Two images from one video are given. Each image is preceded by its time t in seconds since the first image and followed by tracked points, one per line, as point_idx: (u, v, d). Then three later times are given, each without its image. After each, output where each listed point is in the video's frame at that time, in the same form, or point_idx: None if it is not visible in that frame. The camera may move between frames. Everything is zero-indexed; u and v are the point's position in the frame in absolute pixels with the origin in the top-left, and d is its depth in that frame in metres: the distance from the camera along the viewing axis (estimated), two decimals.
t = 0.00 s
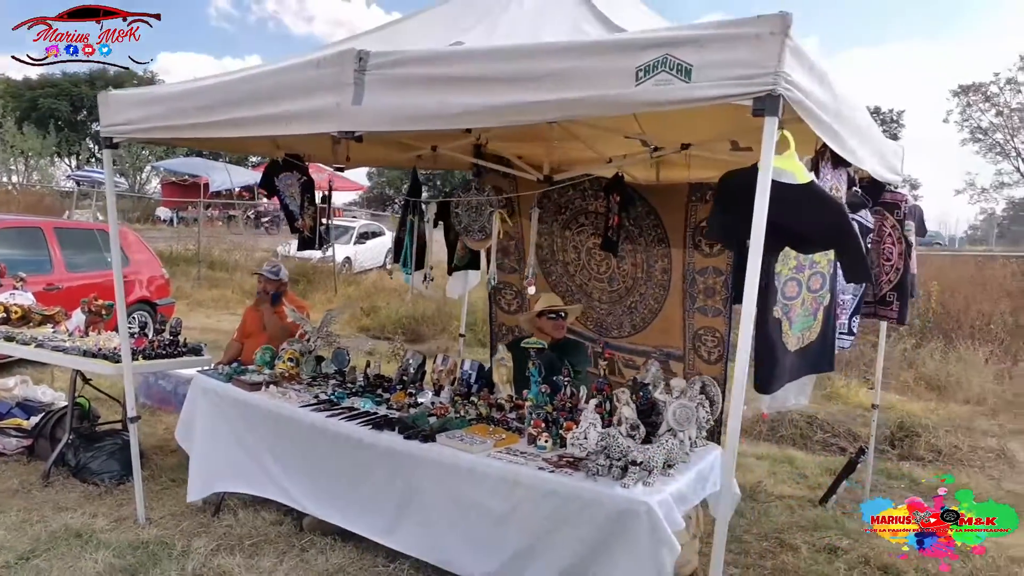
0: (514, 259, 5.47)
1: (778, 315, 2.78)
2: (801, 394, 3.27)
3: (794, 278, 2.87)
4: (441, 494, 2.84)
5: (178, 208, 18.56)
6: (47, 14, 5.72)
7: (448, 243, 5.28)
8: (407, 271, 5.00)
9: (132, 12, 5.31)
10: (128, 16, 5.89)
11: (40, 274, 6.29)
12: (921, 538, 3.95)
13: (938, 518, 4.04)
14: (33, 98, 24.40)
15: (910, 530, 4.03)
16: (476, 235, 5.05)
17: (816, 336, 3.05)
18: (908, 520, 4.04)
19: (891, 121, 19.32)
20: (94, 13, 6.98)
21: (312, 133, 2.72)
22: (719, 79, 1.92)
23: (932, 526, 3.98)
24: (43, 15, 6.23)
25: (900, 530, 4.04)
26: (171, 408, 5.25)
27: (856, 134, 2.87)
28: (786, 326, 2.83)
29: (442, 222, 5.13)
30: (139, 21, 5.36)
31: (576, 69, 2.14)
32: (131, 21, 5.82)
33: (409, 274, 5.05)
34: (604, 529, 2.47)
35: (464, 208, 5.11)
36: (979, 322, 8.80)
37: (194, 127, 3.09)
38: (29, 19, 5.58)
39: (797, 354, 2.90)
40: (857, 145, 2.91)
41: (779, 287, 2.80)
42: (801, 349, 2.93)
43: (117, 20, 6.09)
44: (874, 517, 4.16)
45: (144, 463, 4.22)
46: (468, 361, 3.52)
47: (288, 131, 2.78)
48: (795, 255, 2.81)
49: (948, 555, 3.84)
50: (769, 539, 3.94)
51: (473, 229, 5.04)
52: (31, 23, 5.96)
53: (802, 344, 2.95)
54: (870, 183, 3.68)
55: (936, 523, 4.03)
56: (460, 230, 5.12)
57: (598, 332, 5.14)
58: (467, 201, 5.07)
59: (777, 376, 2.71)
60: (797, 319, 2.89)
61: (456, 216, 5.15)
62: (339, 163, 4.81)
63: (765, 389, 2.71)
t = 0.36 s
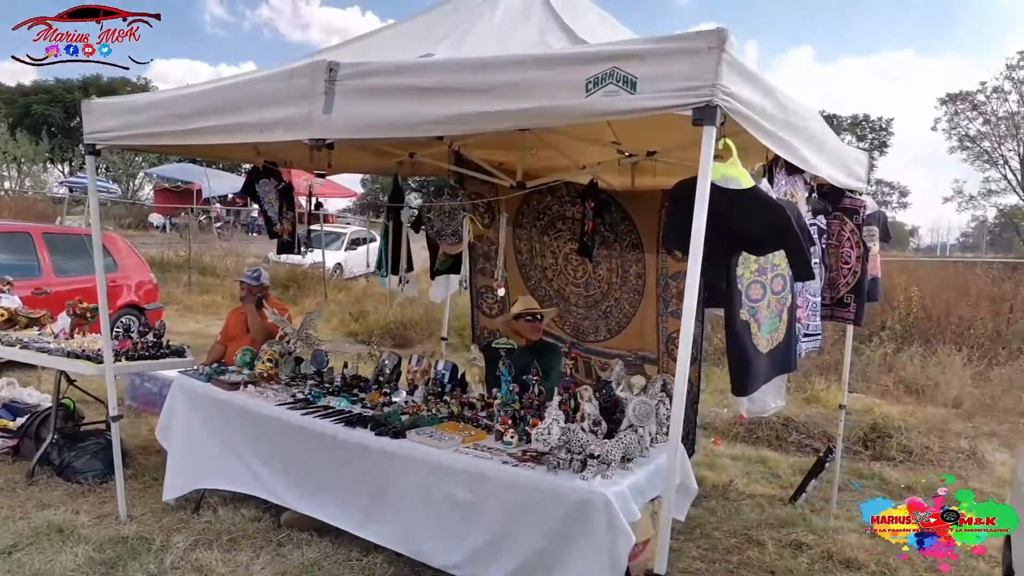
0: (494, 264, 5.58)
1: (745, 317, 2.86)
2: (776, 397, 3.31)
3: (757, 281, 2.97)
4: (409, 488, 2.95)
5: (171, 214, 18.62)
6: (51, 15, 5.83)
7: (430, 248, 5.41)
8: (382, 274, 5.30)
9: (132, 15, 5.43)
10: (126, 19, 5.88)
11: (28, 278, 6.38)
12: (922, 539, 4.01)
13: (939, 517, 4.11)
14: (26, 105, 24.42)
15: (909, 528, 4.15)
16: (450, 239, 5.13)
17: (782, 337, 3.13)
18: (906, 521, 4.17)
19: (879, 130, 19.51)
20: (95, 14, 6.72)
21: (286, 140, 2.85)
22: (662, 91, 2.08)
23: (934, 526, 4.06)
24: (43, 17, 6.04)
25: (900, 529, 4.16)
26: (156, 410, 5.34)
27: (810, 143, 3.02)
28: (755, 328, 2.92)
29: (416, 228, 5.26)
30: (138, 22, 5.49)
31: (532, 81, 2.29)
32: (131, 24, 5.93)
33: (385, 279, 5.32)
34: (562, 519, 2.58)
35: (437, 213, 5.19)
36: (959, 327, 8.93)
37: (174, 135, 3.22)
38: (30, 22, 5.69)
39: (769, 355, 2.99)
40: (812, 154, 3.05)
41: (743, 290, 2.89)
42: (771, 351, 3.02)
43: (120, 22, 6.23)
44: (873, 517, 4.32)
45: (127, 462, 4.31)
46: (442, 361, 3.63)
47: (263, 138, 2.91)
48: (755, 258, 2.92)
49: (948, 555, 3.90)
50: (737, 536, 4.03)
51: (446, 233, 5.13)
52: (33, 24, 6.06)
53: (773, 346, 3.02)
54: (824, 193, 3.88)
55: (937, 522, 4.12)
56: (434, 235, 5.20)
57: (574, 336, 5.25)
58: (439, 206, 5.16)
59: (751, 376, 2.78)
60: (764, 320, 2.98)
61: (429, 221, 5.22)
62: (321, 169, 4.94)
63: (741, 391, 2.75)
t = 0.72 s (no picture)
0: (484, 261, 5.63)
1: (727, 311, 2.92)
2: (769, 392, 3.27)
3: (739, 276, 3.05)
4: (397, 479, 2.99)
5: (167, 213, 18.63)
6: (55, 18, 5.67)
7: (422, 245, 5.49)
8: (371, 270, 5.28)
9: (133, 15, 5.20)
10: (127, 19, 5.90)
11: (22, 275, 6.41)
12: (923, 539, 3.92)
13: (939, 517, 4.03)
14: (22, 102, 24.34)
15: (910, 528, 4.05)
16: (438, 235, 5.27)
17: (769, 331, 3.20)
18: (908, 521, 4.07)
19: (875, 130, 19.56)
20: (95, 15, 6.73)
21: (275, 136, 2.90)
22: (638, 88, 2.13)
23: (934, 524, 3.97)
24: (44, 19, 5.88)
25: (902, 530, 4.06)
26: (148, 405, 5.38)
27: (790, 141, 3.07)
28: (738, 322, 2.98)
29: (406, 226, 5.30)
30: (138, 22, 5.28)
31: (514, 78, 2.33)
32: (132, 24, 5.93)
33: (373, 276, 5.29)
34: (546, 509, 2.63)
35: (424, 209, 5.29)
36: (951, 326, 8.99)
37: (164, 131, 3.26)
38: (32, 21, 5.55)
39: (754, 349, 3.06)
40: (794, 152, 3.10)
41: (725, 284, 2.97)
42: (757, 344, 3.09)
43: (120, 26, 6.15)
44: (874, 518, 4.23)
45: (120, 456, 4.36)
46: (431, 356, 3.68)
47: (253, 134, 2.96)
48: (736, 253, 3.00)
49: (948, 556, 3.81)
50: (722, 529, 4.08)
51: (434, 228, 5.25)
52: (34, 24, 6.07)
53: (757, 339, 3.09)
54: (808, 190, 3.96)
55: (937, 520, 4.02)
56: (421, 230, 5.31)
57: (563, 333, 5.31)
58: (427, 202, 5.26)
59: (734, 369, 2.85)
60: (748, 315, 3.05)
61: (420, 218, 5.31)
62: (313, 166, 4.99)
63: (724, 382, 2.83)
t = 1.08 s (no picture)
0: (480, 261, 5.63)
1: (714, 306, 2.93)
2: (747, 385, 3.34)
3: (728, 273, 3.05)
4: (393, 476, 2.99)
5: (163, 212, 18.60)
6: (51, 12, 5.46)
7: (418, 244, 5.49)
8: (369, 266, 5.19)
9: (132, 13, 5.13)
10: (126, 20, 5.89)
11: (18, 274, 6.39)
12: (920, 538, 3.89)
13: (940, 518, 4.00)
14: (18, 102, 24.24)
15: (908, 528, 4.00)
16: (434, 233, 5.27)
17: (754, 327, 3.19)
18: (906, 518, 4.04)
19: (872, 131, 19.61)
20: (95, 15, 6.71)
21: (271, 134, 2.90)
22: (634, 85, 2.13)
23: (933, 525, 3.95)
24: (48, 21, 5.81)
25: (898, 529, 4.00)
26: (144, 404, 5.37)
27: (786, 139, 3.07)
28: (722, 318, 2.98)
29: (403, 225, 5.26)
30: (138, 22, 5.14)
31: (510, 75, 2.33)
32: (131, 24, 5.90)
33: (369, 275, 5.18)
34: (542, 506, 2.63)
35: (420, 207, 5.27)
36: (947, 325, 9.02)
37: (159, 129, 3.26)
38: (28, 21, 5.44)
39: (736, 344, 3.06)
40: (789, 150, 3.10)
41: (712, 280, 2.97)
42: (739, 340, 3.09)
43: (122, 25, 6.09)
44: (874, 517, 4.22)
45: (115, 455, 4.35)
46: (428, 354, 3.68)
47: (249, 131, 2.96)
48: (726, 250, 3.02)
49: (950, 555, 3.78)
50: (719, 528, 4.07)
51: (430, 227, 5.25)
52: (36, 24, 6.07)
53: (741, 335, 3.09)
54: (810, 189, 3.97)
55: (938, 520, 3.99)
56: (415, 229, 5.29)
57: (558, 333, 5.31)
58: (423, 201, 5.26)
59: (716, 366, 2.88)
60: (733, 311, 3.05)
61: (415, 215, 5.29)
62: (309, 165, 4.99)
63: (705, 377, 2.87)
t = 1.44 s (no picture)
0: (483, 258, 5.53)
1: (722, 301, 2.81)
2: (751, 383, 3.20)
3: (739, 268, 2.92)
4: (399, 477, 2.90)
5: (161, 210, 18.47)
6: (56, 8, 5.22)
7: (422, 241, 5.39)
8: (372, 261, 5.07)
9: (133, 14, 5.04)
10: (126, 19, 5.79)
11: (14, 271, 6.29)
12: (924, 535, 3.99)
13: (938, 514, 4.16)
14: (15, 99, 24.08)
15: (909, 526, 4.13)
16: (440, 228, 5.14)
17: (761, 325, 3.09)
18: (907, 519, 4.17)
19: (873, 129, 19.54)
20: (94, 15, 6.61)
21: (274, 125, 2.81)
22: (655, 73, 2.03)
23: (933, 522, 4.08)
24: (46, 18, 5.72)
25: (900, 527, 4.12)
26: (142, 403, 5.28)
27: (804, 133, 2.98)
28: (730, 314, 2.86)
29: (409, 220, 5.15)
30: (139, 22, 5.05)
31: (522, 63, 2.24)
32: (130, 22, 5.80)
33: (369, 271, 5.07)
34: (553, 508, 2.54)
35: (427, 200, 5.14)
36: (951, 325, 8.96)
37: (158, 121, 3.16)
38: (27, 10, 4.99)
39: (742, 341, 2.95)
40: (807, 144, 3.02)
41: (722, 275, 2.84)
42: (745, 337, 2.97)
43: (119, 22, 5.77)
44: (875, 515, 4.26)
45: (113, 455, 4.26)
46: (433, 352, 3.58)
47: (251, 123, 2.87)
48: (739, 244, 2.87)
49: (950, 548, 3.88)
50: (730, 530, 3.99)
51: (437, 222, 5.12)
52: (34, 24, 5.95)
53: (748, 332, 2.98)
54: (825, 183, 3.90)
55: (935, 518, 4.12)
56: (423, 224, 5.19)
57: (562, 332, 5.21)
58: (431, 194, 5.11)
59: (721, 363, 2.75)
60: (741, 307, 2.93)
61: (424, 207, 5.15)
62: (311, 160, 4.90)
63: (710, 373, 2.71)
